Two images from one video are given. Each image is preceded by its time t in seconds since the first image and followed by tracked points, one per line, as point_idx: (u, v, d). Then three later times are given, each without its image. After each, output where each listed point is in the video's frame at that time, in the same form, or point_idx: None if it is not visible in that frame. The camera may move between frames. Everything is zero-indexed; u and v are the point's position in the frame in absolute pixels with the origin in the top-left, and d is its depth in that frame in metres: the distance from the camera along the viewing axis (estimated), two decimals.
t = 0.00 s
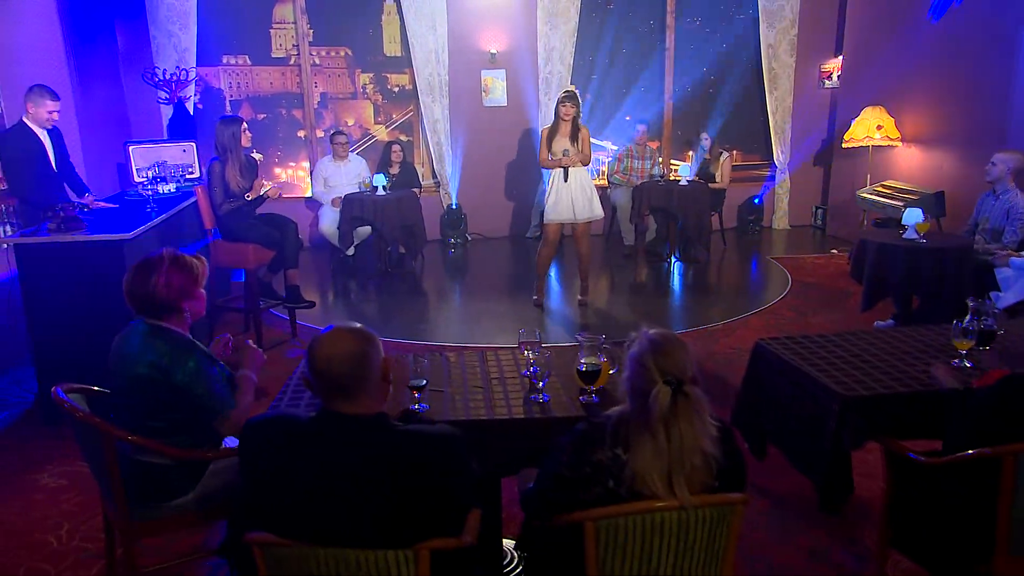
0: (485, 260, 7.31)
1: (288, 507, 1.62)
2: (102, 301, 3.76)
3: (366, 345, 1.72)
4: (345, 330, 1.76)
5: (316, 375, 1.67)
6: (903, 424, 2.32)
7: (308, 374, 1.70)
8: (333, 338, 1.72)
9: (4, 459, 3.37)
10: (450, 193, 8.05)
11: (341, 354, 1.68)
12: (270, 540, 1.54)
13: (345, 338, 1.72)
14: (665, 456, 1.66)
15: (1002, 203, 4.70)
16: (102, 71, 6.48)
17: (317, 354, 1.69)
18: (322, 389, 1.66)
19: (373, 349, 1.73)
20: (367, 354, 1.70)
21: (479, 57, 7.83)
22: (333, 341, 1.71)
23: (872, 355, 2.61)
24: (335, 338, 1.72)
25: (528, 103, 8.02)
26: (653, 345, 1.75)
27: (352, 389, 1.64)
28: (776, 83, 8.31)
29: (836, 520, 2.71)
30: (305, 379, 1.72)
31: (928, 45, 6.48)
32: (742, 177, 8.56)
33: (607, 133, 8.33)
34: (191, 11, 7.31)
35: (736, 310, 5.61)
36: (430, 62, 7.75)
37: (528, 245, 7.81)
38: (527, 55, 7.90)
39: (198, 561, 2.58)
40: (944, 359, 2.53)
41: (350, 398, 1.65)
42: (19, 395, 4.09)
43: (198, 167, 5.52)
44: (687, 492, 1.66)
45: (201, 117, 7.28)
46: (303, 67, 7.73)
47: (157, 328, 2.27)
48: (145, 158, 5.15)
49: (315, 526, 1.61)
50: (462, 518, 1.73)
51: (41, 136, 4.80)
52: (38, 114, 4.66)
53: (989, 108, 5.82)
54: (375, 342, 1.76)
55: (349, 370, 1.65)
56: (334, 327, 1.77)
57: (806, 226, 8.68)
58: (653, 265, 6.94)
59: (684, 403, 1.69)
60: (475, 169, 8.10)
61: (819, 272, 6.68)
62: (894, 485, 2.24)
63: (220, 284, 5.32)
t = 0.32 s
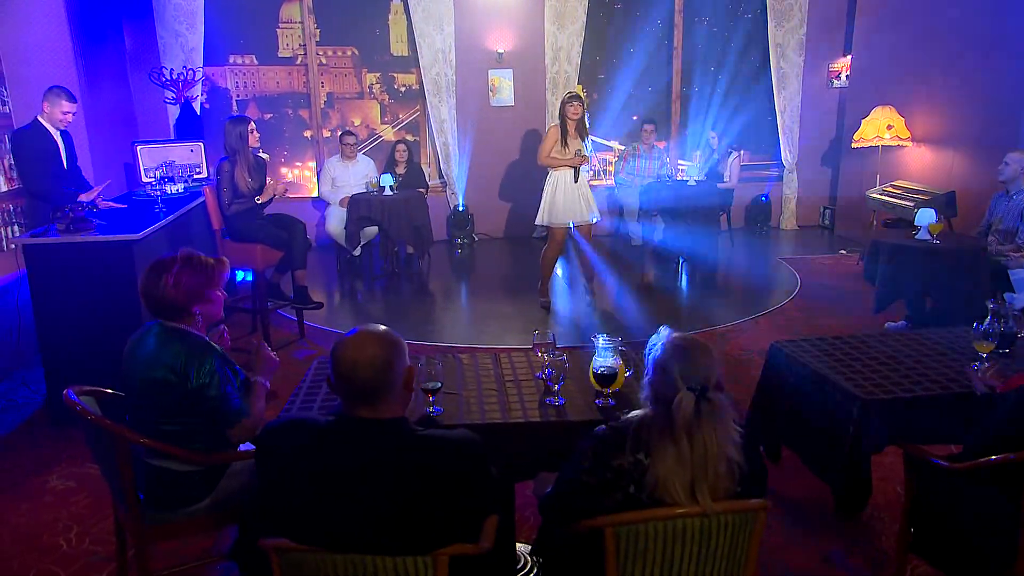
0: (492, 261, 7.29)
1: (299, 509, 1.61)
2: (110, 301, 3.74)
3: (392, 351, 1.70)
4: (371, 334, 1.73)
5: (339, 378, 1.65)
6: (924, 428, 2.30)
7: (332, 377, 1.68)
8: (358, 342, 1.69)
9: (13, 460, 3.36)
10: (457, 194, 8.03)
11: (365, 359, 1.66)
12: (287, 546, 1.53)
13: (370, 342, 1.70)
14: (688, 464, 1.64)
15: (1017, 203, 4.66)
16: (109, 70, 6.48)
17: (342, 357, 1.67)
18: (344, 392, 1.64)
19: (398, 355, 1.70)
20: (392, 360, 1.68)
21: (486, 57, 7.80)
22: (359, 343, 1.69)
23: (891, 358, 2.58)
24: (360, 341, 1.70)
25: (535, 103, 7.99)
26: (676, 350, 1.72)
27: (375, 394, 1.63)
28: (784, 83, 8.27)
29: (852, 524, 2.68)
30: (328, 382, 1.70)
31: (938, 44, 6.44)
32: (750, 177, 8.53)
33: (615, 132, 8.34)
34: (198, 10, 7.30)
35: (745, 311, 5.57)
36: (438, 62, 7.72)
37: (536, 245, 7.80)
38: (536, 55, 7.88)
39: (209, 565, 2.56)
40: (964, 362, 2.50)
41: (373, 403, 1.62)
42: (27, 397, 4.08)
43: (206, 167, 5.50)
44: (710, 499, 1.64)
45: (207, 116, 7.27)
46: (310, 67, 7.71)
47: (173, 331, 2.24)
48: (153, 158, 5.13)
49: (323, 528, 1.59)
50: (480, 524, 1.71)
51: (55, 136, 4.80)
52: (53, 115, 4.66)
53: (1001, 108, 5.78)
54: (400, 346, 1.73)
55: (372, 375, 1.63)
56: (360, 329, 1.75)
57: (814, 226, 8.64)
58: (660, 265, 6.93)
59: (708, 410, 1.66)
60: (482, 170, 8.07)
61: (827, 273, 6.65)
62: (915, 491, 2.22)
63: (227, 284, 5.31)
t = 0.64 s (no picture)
0: (490, 261, 7.26)
1: (302, 512, 1.58)
2: (108, 303, 3.71)
3: (403, 357, 1.67)
4: (382, 338, 1.70)
5: (350, 383, 1.62)
6: (934, 431, 2.28)
7: (343, 381, 1.65)
8: (370, 347, 1.67)
9: (10, 464, 3.32)
10: (454, 194, 7.99)
11: (376, 365, 1.63)
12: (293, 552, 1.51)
13: (381, 348, 1.67)
14: (702, 467, 1.61)
15: (1018, 203, 4.63)
16: (104, 70, 6.43)
17: (353, 360, 1.65)
18: (354, 396, 1.61)
19: (409, 361, 1.67)
20: (403, 366, 1.65)
21: (484, 56, 7.77)
22: (370, 347, 1.66)
23: (899, 359, 2.56)
24: (371, 346, 1.67)
25: (533, 103, 7.97)
26: (691, 353, 1.70)
27: (385, 398, 1.60)
28: (782, 83, 8.27)
29: (860, 527, 2.66)
30: (339, 386, 1.67)
31: (937, 45, 6.43)
32: (748, 177, 8.51)
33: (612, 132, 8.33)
34: (194, 9, 7.25)
35: (745, 312, 5.55)
36: (435, 62, 7.69)
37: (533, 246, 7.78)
38: (533, 54, 7.85)
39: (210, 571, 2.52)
40: (974, 363, 2.48)
41: (382, 409, 1.59)
42: (24, 400, 4.03)
43: (202, 167, 5.46)
44: (724, 502, 1.61)
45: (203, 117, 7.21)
46: (306, 66, 7.67)
47: (156, 330, 2.22)
48: (149, 159, 5.09)
49: (324, 531, 1.56)
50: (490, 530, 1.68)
51: (53, 136, 4.76)
52: (52, 115, 4.62)
53: (1000, 108, 5.78)
54: (411, 351, 1.70)
55: (384, 381, 1.60)
56: (370, 334, 1.72)
57: (812, 226, 8.64)
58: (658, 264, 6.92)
59: (723, 413, 1.64)
60: (480, 170, 8.03)
61: (826, 273, 6.65)
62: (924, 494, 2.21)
63: (225, 285, 5.27)
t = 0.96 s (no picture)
0: (487, 261, 7.23)
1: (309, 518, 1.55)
2: (104, 306, 3.66)
3: (413, 362, 1.63)
4: (391, 342, 1.66)
5: (359, 389, 1.59)
6: (944, 433, 2.26)
7: (351, 386, 1.62)
8: (379, 352, 1.63)
9: (5, 469, 3.27)
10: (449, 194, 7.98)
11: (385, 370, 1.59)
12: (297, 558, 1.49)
13: (390, 353, 1.63)
14: (714, 471, 1.59)
15: (1016, 203, 4.64)
16: (97, 69, 6.37)
17: (362, 365, 1.61)
18: (362, 402, 1.58)
19: (418, 367, 1.64)
20: (412, 372, 1.61)
21: (480, 56, 7.74)
22: (380, 352, 1.63)
23: (906, 360, 2.55)
24: (380, 351, 1.63)
25: (529, 103, 7.94)
26: (704, 356, 1.68)
27: (394, 405, 1.55)
28: (778, 82, 8.27)
29: (865, 529, 2.65)
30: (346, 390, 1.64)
31: (932, 45, 6.44)
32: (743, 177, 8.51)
33: (607, 132, 8.33)
34: (188, 8, 7.20)
35: (744, 313, 5.53)
36: (430, 61, 7.65)
37: (530, 246, 7.75)
38: (528, 54, 7.82)
39: None
40: (981, 364, 2.47)
41: (390, 416, 1.55)
42: (18, 403, 3.97)
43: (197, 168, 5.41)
44: (736, 507, 1.59)
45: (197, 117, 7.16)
46: (301, 66, 7.63)
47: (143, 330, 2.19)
48: (143, 159, 5.04)
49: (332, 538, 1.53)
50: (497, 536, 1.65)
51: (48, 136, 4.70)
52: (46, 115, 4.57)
53: (996, 108, 5.78)
54: (420, 356, 1.67)
55: (395, 386, 1.56)
56: (378, 338, 1.68)
57: (808, 226, 8.64)
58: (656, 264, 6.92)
59: (736, 417, 1.62)
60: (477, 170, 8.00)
61: (824, 273, 6.64)
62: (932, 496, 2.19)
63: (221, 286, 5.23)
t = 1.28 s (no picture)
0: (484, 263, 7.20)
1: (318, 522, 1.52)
2: (102, 308, 3.63)
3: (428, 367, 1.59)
4: (403, 347, 1.63)
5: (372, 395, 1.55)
6: (954, 435, 2.24)
7: (363, 391, 1.58)
8: (392, 357, 1.59)
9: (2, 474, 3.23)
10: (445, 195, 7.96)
11: (399, 375, 1.55)
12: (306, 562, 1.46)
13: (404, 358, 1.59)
14: (730, 476, 1.57)
15: (1015, 203, 4.65)
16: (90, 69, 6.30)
17: (375, 371, 1.57)
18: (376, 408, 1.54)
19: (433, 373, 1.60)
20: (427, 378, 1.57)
21: (477, 56, 7.71)
22: (393, 358, 1.59)
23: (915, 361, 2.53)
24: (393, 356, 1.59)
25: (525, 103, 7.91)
26: (721, 360, 1.65)
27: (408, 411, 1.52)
28: (775, 83, 8.23)
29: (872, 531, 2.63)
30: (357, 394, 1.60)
31: (929, 45, 6.44)
32: (739, 177, 8.51)
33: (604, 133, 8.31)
34: (182, 7, 7.13)
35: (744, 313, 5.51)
36: (426, 61, 7.63)
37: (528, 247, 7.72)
38: (525, 54, 7.76)
39: None
40: (989, 365, 2.46)
41: (403, 423, 1.52)
42: (14, 407, 3.93)
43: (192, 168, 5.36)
44: (751, 511, 1.56)
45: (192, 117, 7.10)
46: (296, 66, 7.53)
47: (146, 336, 2.16)
48: (139, 160, 5.00)
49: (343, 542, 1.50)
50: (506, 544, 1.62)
51: (43, 136, 4.65)
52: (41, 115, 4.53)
53: (994, 108, 5.79)
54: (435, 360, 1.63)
55: (409, 392, 1.53)
56: (390, 342, 1.65)
57: (804, 226, 8.64)
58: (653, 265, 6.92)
59: (752, 421, 1.61)
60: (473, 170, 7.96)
61: (821, 273, 6.64)
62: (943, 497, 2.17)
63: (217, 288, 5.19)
